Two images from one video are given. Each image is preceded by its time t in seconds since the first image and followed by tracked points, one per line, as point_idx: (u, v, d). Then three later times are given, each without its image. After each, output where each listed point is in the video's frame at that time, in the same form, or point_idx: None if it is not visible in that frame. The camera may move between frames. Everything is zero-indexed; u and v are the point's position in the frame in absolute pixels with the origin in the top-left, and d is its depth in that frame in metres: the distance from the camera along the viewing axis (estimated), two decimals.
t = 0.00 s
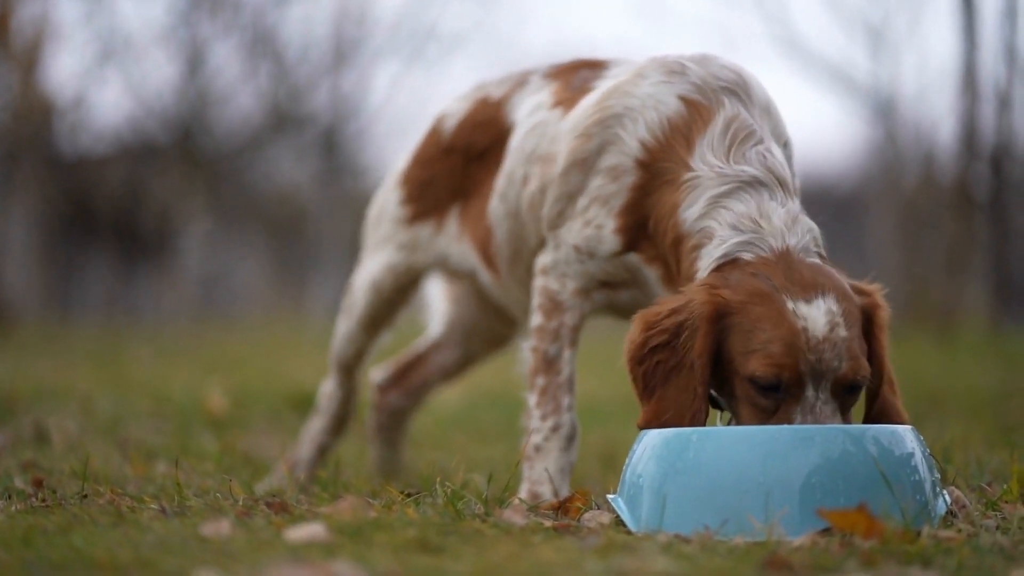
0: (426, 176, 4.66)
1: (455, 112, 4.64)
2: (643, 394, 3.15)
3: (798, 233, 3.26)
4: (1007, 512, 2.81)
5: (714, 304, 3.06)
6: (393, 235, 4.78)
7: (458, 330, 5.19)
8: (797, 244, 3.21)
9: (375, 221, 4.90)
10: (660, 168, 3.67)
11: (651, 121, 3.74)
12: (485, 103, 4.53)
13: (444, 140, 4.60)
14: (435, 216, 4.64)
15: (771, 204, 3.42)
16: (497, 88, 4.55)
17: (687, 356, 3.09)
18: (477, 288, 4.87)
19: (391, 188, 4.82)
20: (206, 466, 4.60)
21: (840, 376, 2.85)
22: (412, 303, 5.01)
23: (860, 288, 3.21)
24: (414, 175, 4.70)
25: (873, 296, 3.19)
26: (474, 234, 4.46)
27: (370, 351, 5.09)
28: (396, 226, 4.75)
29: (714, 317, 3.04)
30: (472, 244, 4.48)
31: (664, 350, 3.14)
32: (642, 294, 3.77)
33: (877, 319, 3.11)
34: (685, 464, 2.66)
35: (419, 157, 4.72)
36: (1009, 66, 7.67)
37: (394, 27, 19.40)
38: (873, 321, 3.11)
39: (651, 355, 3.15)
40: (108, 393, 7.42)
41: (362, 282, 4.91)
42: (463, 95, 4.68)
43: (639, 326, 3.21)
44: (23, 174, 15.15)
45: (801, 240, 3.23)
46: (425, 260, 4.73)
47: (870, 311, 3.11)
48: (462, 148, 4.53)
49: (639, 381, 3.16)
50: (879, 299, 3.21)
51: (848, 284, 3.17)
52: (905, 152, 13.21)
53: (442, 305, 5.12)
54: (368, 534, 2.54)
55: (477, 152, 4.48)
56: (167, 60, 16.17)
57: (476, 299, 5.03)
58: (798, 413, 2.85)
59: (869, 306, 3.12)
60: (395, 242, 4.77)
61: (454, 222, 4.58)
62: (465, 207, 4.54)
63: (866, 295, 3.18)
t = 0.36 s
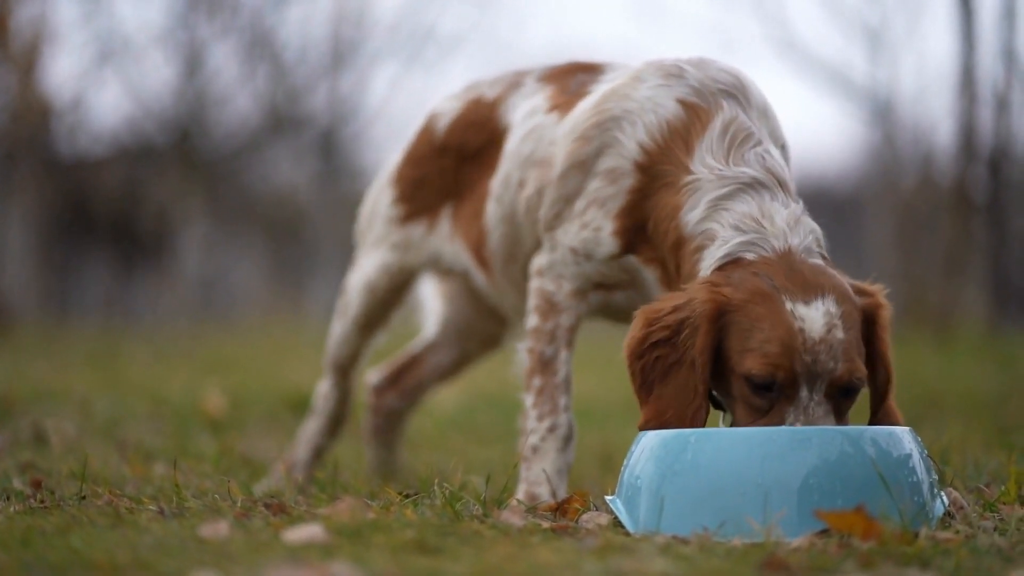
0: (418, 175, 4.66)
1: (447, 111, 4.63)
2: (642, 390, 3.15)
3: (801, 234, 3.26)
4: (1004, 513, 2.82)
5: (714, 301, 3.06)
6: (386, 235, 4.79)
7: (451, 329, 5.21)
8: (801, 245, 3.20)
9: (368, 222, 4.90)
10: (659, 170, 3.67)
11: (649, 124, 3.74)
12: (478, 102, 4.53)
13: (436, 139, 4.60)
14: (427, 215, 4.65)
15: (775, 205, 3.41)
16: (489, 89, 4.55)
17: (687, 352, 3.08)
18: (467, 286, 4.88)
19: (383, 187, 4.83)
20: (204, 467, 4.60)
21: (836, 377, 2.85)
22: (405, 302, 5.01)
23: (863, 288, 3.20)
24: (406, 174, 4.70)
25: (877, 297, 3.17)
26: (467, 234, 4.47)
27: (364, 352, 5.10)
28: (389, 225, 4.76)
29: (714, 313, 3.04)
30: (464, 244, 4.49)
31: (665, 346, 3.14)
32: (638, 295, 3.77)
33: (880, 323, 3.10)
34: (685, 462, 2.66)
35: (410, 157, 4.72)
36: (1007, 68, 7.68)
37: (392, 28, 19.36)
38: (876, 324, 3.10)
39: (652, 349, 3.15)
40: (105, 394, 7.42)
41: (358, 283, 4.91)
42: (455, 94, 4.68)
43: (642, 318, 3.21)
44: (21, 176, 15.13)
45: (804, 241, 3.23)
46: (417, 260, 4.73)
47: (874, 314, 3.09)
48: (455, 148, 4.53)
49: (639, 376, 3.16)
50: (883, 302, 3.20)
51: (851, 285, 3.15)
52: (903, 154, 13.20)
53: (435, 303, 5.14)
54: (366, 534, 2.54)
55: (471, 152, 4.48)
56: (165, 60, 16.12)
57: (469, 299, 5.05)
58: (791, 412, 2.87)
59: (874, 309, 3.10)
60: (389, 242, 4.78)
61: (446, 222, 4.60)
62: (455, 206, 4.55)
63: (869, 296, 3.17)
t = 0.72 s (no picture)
0: (426, 191, 4.67)
1: (456, 125, 4.64)
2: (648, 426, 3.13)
3: (773, 241, 3.22)
4: (1003, 520, 2.81)
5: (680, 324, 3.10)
6: (394, 248, 4.79)
7: (459, 337, 5.20)
8: (769, 251, 3.17)
9: (374, 233, 4.91)
10: (658, 183, 3.66)
11: (650, 137, 3.74)
12: (485, 115, 4.53)
13: (444, 153, 4.61)
14: (436, 230, 4.65)
15: (753, 215, 3.39)
16: (497, 101, 4.55)
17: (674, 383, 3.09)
18: (479, 301, 4.86)
19: (391, 203, 4.83)
20: (201, 472, 4.59)
21: (789, 374, 2.79)
22: (412, 313, 5.00)
23: (840, 277, 3.10)
24: (416, 188, 4.71)
25: (853, 285, 3.07)
26: (478, 247, 4.44)
27: (368, 361, 5.10)
28: (396, 238, 4.76)
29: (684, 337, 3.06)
30: (476, 257, 4.47)
31: (659, 379, 3.13)
32: (642, 307, 3.76)
33: (853, 306, 2.98)
34: (682, 469, 2.66)
35: (420, 172, 4.73)
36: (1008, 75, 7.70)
37: (391, 33, 19.39)
38: (849, 308, 2.98)
39: (649, 384, 3.15)
40: (103, 397, 7.42)
41: (362, 295, 4.92)
42: (464, 107, 4.68)
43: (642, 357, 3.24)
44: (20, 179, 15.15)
45: (775, 246, 3.19)
46: (426, 273, 4.74)
47: (844, 299, 2.99)
48: (463, 163, 4.53)
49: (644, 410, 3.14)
50: (860, 286, 3.07)
51: (821, 275, 3.08)
52: (903, 160, 13.21)
53: (443, 311, 5.16)
54: (363, 539, 2.54)
55: (478, 165, 4.47)
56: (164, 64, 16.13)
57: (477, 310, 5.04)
58: (758, 419, 2.83)
59: (842, 293, 3.00)
60: (396, 255, 4.78)
61: (457, 236, 4.58)
62: (466, 221, 4.53)
63: (844, 284, 3.06)
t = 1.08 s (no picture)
0: (426, 192, 4.67)
1: (454, 125, 4.64)
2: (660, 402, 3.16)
3: (790, 228, 3.23)
4: (1004, 523, 2.81)
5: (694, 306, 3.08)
6: (394, 249, 4.79)
7: (455, 339, 5.18)
8: (786, 238, 3.18)
9: (374, 232, 4.91)
10: (666, 176, 3.66)
11: (657, 131, 3.74)
12: (485, 114, 4.53)
13: (444, 153, 4.61)
14: (436, 230, 4.65)
15: (768, 203, 3.39)
16: (496, 100, 4.56)
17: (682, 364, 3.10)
18: (477, 301, 4.85)
19: (390, 204, 4.83)
20: (202, 473, 4.59)
21: (804, 362, 2.78)
22: (412, 314, 5.00)
23: (857, 270, 3.10)
24: (415, 188, 4.71)
25: (870, 278, 3.06)
26: (479, 246, 4.45)
27: (367, 363, 5.10)
28: (396, 239, 4.77)
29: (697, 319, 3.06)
30: (476, 257, 4.47)
31: (670, 363, 3.15)
32: (649, 304, 3.76)
33: (870, 299, 2.99)
34: (681, 471, 2.67)
35: (419, 171, 4.73)
36: (1008, 76, 7.70)
37: (392, 34, 19.40)
38: (866, 300, 2.99)
39: (659, 367, 3.16)
40: (104, 398, 7.43)
41: (364, 295, 4.92)
42: (463, 105, 4.69)
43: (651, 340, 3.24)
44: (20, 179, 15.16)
45: (791, 234, 3.20)
46: (426, 274, 4.74)
47: (861, 291, 3.00)
48: (463, 162, 4.53)
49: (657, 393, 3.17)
50: (877, 280, 3.08)
51: (839, 269, 3.07)
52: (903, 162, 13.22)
53: (439, 313, 5.12)
54: (363, 541, 2.54)
55: (479, 164, 4.47)
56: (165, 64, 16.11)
57: (474, 312, 5.00)
58: (767, 406, 2.82)
59: (860, 285, 3.00)
60: (396, 256, 4.78)
61: (457, 236, 4.58)
62: (467, 220, 4.54)
63: (861, 277, 3.06)
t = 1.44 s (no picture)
0: (429, 195, 4.67)
1: (458, 129, 4.65)
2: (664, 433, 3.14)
3: (780, 249, 3.22)
4: (1003, 528, 2.80)
5: (691, 335, 3.04)
6: (396, 252, 4.79)
7: (457, 342, 5.17)
8: (777, 260, 3.17)
9: (377, 236, 4.91)
10: (663, 185, 3.67)
11: (655, 139, 3.74)
12: (488, 119, 4.53)
13: (446, 158, 4.61)
14: (438, 234, 4.65)
15: (761, 219, 3.39)
16: (500, 106, 4.56)
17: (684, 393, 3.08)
18: (479, 304, 4.85)
19: (392, 207, 4.83)
20: (202, 475, 4.59)
21: (814, 386, 2.79)
22: (414, 318, 5.01)
23: (846, 282, 3.10)
24: (418, 192, 4.71)
25: (858, 288, 3.08)
26: (480, 251, 4.45)
27: (368, 367, 5.10)
28: (399, 242, 4.76)
29: (696, 347, 3.02)
30: (477, 261, 4.47)
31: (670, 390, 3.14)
32: (646, 309, 3.77)
33: (866, 311, 2.99)
34: (683, 474, 2.66)
35: (422, 175, 4.73)
36: (1009, 79, 7.71)
37: (394, 36, 19.40)
38: (862, 315, 2.99)
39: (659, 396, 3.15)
40: (105, 400, 7.44)
41: (366, 299, 4.92)
42: (466, 110, 4.69)
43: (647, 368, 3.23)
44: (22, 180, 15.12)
45: (781, 255, 3.19)
46: (429, 277, 4.74)
47: (855, 304, 3.00)
48: (466, 167, 4.54)
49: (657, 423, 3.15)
50: (867, 290, 3.08)
51: (829, 282, 3.07)
52: (905, 165, 13.20)
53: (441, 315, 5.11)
54: (364, 544, 2.54)
55: (482, 170, 4.48)
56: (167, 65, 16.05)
57: (477, 315, 5.00)
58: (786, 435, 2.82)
59: (853, 298, 3.00)
60: (399, 259, 4.78)
61: (459, 240, 4.58)
62: (468, 224, 4.54)
63: (851, 288, 3.07)
